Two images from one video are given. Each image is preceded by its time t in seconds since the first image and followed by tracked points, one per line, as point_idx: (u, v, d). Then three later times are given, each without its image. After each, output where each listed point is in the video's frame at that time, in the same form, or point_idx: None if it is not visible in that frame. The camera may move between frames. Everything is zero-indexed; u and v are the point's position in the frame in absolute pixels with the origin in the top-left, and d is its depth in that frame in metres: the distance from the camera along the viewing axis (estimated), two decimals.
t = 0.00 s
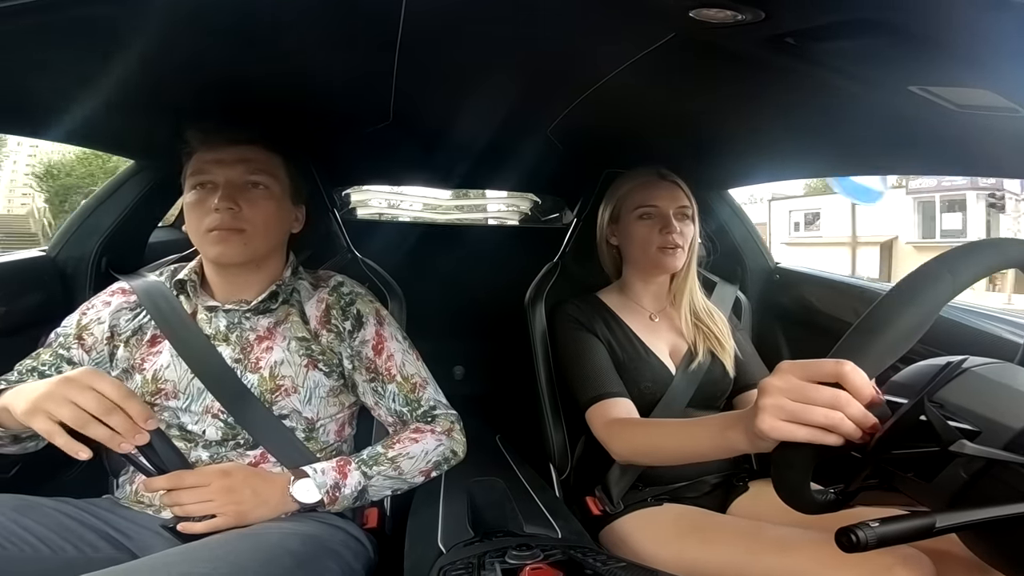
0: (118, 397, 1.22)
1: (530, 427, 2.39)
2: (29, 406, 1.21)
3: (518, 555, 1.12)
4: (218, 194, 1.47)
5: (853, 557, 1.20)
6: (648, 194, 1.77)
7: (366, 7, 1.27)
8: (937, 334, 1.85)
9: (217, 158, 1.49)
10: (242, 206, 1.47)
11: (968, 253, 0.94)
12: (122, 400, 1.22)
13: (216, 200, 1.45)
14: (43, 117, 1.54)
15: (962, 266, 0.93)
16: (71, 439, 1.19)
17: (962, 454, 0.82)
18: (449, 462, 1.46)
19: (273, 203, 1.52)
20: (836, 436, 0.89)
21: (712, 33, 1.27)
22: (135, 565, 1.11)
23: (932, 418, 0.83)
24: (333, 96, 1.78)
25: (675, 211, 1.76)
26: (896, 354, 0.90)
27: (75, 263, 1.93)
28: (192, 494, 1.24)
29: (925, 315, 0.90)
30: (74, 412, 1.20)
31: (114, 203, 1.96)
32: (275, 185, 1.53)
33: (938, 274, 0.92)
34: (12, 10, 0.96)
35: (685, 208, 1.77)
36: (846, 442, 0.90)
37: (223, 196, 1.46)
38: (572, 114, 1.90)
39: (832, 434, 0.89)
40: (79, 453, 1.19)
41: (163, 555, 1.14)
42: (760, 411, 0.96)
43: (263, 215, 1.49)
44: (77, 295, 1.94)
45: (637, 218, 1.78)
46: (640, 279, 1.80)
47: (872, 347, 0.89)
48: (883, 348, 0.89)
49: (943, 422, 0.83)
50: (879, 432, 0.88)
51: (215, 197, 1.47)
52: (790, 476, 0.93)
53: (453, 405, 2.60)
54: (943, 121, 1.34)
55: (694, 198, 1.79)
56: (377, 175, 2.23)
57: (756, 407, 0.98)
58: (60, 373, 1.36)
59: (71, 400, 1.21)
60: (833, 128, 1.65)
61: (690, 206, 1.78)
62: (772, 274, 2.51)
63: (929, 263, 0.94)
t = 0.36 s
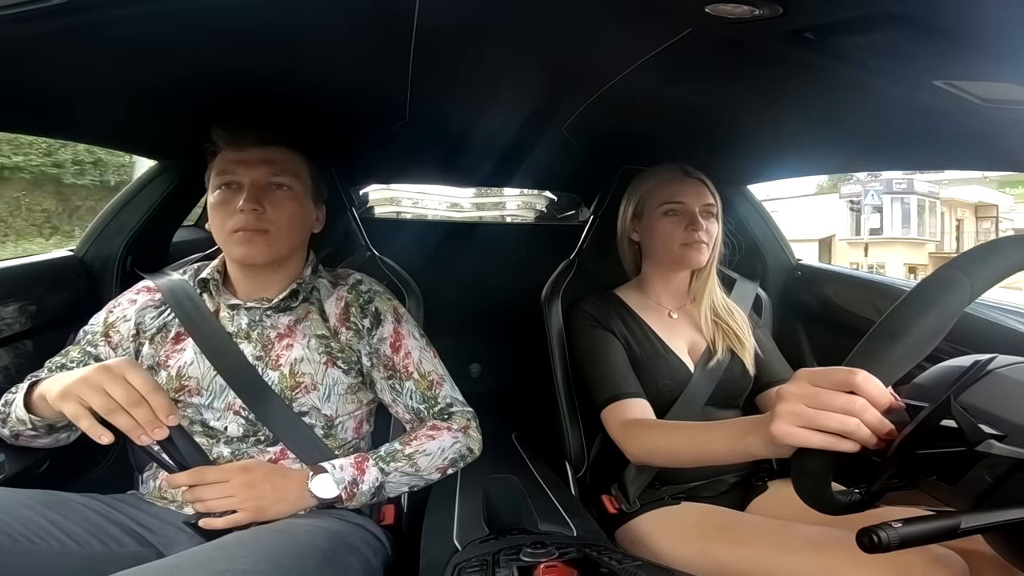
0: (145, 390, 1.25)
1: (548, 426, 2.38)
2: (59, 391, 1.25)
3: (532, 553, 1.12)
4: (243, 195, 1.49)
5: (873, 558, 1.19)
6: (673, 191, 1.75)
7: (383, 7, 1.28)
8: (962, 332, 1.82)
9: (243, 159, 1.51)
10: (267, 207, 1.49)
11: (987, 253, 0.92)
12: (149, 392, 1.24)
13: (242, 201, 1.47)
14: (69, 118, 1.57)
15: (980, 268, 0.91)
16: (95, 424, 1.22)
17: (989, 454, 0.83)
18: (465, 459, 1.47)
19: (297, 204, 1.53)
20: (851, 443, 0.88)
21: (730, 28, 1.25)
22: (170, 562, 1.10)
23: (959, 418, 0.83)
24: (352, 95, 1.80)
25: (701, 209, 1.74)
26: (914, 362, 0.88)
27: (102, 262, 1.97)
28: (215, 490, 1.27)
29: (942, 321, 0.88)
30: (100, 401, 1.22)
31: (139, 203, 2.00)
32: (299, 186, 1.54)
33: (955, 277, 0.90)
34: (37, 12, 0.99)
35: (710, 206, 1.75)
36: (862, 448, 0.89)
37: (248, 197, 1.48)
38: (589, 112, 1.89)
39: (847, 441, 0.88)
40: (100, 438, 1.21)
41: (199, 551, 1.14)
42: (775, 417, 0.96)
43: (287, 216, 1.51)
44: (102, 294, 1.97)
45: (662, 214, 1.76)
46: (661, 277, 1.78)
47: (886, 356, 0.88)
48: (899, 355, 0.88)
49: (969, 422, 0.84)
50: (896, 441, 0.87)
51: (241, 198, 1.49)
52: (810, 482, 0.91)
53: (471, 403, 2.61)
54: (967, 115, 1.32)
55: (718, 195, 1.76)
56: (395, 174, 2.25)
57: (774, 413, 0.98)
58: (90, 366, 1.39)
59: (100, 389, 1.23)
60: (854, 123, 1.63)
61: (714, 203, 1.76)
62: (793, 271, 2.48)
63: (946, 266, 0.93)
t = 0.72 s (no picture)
0: (166, 392, 1.26)
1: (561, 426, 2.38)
2: (85, 390, 1.27)
3: (543, 554, 1.13)
4: (251, 199, 1.50)
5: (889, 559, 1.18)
6: (686, 189, 1.75)
7: (390, 11, 1.29)
8: (978, 328, 1.80)
9: (251, 164, 1.53)
10: (276, 210, 1.50)
11: (1002, 248, 0.90)
12: (170, 395, 1.26)
13: (251, 205, 1.48)
14: (83, 125, 1.60)
15: (995, 264, 0.89)
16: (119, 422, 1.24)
17: (1009, 453, 0.83)
18: (477, 460, 1.47)
19: (305, 207, 1.54)
20: (865, 446, 0.89)
21: (736, 26, 1.25)
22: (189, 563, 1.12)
23: (978, 418, 0.84)
24: (362, 99, 1.81)
25: (713, 207, 1.74)
26: (926, 363, 0.87)
27: (118, 266, 1.99)
28: (231, 491, 1.28)
29: (954, 321, 0.87)
30: (123, 400, 1.24)
31: (152, 208, 2.02)
32: (308, 190, 1.56)
33: (967, 276, 0.88)
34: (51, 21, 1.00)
35: (721, 204, 1.75)
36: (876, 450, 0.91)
37: (257, 201, 1.49)
38: (597, 111, 1.89)
39: (862, 445, 0.89)
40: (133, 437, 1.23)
41: (216, 553, 1.15)
42: (787, 422, 0.95)
43: (295, 219, 1.52)
44: (118, 298, 1.99)
45: (675, 212, 1.76)
46: (672, 276, 1.78)
47: (898, 360, 0.87)
48: (911, 358, 0.87)
49: (988, 420, 0.84)
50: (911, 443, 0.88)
51: (250, 202, 1.50)
52: (827, 484, 0.93)
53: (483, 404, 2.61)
54: (980, 110, 1.30)
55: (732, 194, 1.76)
56: (405, 176, 2.26)
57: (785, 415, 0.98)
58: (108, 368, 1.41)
59: (122, 389, 1.25)
60: (865, 120, 1.62)
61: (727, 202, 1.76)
62: (806, 268, 2.47)
63: (958, 263, 0.90)
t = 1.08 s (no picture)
0: (168, 392, 1.26)
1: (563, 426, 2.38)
2: (89, 391, 1.27)
3: (547, 554, 1.13)
4: (255, 205, 1.50)
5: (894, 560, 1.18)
6: (687, 188, 1.75)
7: (392, 11, 1.30)
8: (982, 327, 1.79)
9: (253, 168, 1.52)
10: (281, 216, 1.50)
11: (1002, 251, 0.90)
12: (171, 394, 1.25)
13: (256, 212, 1.48)
14: (86, 126, 1.60)
15: (994, 267, 0.89)
16: (125, 424, 1.24)
17: (1015, 453, 0.83)
18: (479, 460, 1.47)
19: (309, 211, 1.54)
20: (871, 452, 0.90)
21: (738, 25, 1.25)
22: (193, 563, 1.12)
23: (983, 417, 0.84)
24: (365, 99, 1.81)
25: (715, 206, 1.74)
26: (929, 366, 0.87)
27: (121, 267, 2.00)
28: (233, 492, 1.27)
29: (956, 324, 0.87)
30: (127, 402, 1.24)
31: (155, 210, 2.02)
32: (311, 193, 1.55)
33: (967, 280, 0.89)
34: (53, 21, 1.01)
35: (724, 203, 1.75)
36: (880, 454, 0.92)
37: (262, 207, 1.49)
38: (600, 111, 1.89)
39: (868, 451, 0.90)
40: (141, 437, 1.23)
41: (220, 553, 1.16)
42: (793, 431, 0.96)
43: (300, 224, 1.52)
44: (123, 297, 1.99)
45: (677, 211, 1.75)
46: (675, 277, 1.77)
47: (899, 363, 0.87)
48: (914, 361, 0.87)
49: (996, 422, 0.84)
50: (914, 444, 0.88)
51: (254, 208, 1.50)
52: (829, 485, 0.96)
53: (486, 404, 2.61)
54: (984, 109, 1.30)
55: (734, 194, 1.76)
56: (407, 177, 2.26)
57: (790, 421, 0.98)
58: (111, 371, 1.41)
59: (126, 391, 1.25)
60: (868, 119, 1.61)
61: (729, 201, 1.75)
62: (809, 267, 2.46)
63: (958, 268, 0.91)
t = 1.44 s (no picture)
0: (166, 395, 1.26)
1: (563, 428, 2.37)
2: (85, 395, 1.27)
3: (546, 555, 1.12)
4: (252, 211, 1.49)
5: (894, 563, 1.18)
6: (665, 194, 1.74)
7: (394, 12, 1.30)
8: (983, 329, 1.79)
9: (248, 173, 1.51)
10: (278, 221, 1.50)
11: (999, 252, 0.88)
12: (169, 397, 1.26)
13: (254, 218, 1.48)
14: (87, 126, 1.60)
15: (992, 270, 0.88)
16: (121, 429, 1.24)
17: (1014, 455, 0.82)
18: (479, 463, 1.46)
19: (306, 214, 1.54)
20: (871, 459, 0.91)
21: (740, 27, 1.25)
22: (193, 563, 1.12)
23: (982, 419, 0.84)
24: (367, 100, 1.82)
25: (697, 208, 1.72)
26: (926, 371, 0.86)
27: (122, 267, 2.00)
28: (232, 494, 1.27)
29: (952, 330, 0.86)
30: (125, 405, 1.24)
31: (156, 210, 2.03)
32: (308, 196, 1.55)
33: (963, 285, 0.87)
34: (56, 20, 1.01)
35: (707, 204, 1.72)
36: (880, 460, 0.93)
37: (259, 212, 1.49)
38: (601, 113, 1.89)
39: (869, 459, 0.91)
40: (140, 440, 1.23)
41: (219, 554, 1.16)
42: (793, 441, 0.96)
43: (297, 228, 1.52)
44: (124, 297, 2.00)
45: (658, 219, 1.76)
46: (675, 281, 1.77)
47: (895, 370, 0.87)
48: (909, 367, 0.86)
49: (996, 424, 0.83)
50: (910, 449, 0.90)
51: (252, 213, 1.49)
52: (828, 486, 0.96)
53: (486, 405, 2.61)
54: (985, 111, 1.30)
55: (720, 193, 1.73)
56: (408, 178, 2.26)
57: (789, 431, 0.99)
58: (110, 373, 1.40)
59: (122, 394, 1.25)
60: (869, 120, 1.61)
61: (714, 201, 1.72)
62: (810, 270, 2.46)
63: (953, 272, 0.89)
